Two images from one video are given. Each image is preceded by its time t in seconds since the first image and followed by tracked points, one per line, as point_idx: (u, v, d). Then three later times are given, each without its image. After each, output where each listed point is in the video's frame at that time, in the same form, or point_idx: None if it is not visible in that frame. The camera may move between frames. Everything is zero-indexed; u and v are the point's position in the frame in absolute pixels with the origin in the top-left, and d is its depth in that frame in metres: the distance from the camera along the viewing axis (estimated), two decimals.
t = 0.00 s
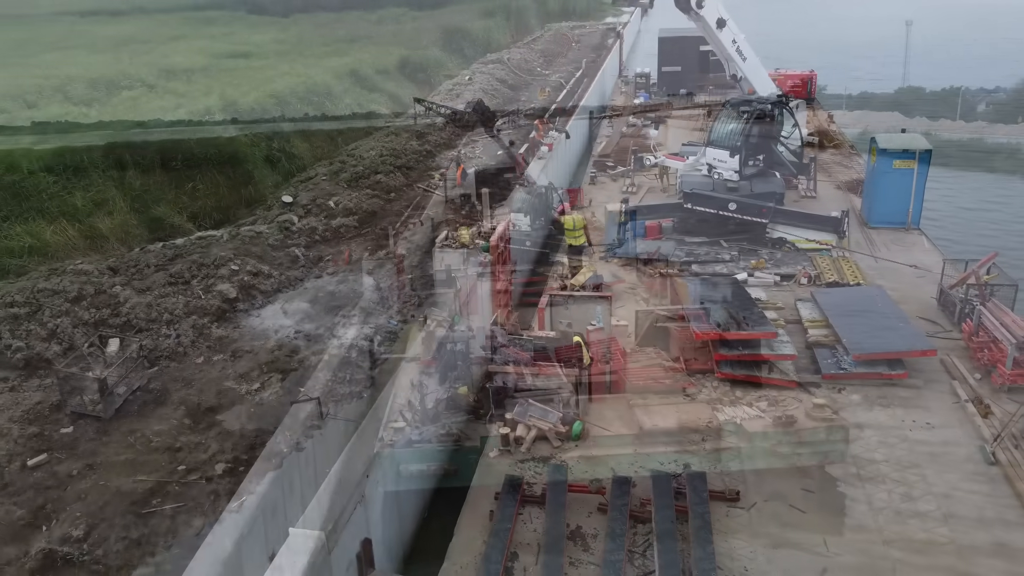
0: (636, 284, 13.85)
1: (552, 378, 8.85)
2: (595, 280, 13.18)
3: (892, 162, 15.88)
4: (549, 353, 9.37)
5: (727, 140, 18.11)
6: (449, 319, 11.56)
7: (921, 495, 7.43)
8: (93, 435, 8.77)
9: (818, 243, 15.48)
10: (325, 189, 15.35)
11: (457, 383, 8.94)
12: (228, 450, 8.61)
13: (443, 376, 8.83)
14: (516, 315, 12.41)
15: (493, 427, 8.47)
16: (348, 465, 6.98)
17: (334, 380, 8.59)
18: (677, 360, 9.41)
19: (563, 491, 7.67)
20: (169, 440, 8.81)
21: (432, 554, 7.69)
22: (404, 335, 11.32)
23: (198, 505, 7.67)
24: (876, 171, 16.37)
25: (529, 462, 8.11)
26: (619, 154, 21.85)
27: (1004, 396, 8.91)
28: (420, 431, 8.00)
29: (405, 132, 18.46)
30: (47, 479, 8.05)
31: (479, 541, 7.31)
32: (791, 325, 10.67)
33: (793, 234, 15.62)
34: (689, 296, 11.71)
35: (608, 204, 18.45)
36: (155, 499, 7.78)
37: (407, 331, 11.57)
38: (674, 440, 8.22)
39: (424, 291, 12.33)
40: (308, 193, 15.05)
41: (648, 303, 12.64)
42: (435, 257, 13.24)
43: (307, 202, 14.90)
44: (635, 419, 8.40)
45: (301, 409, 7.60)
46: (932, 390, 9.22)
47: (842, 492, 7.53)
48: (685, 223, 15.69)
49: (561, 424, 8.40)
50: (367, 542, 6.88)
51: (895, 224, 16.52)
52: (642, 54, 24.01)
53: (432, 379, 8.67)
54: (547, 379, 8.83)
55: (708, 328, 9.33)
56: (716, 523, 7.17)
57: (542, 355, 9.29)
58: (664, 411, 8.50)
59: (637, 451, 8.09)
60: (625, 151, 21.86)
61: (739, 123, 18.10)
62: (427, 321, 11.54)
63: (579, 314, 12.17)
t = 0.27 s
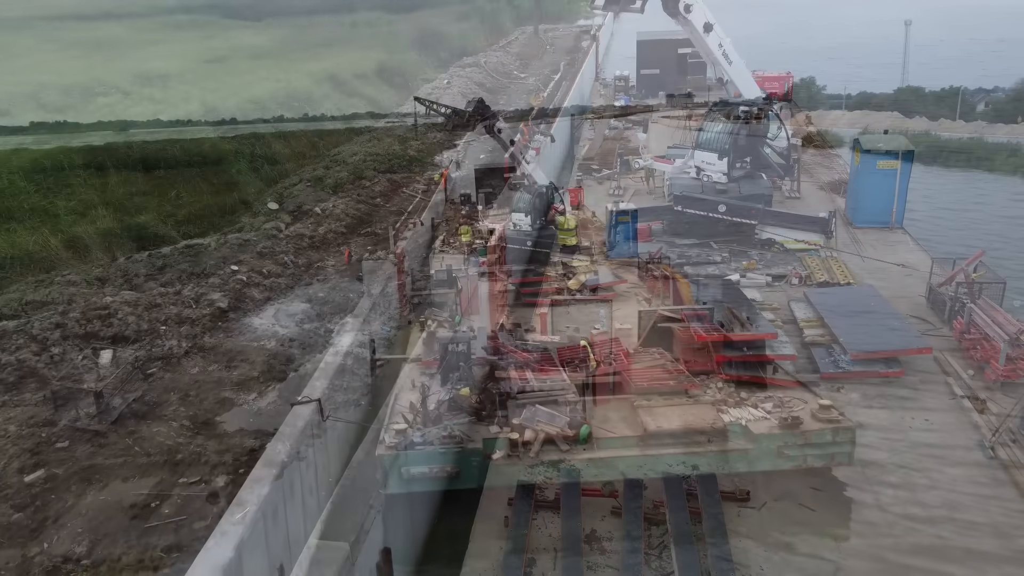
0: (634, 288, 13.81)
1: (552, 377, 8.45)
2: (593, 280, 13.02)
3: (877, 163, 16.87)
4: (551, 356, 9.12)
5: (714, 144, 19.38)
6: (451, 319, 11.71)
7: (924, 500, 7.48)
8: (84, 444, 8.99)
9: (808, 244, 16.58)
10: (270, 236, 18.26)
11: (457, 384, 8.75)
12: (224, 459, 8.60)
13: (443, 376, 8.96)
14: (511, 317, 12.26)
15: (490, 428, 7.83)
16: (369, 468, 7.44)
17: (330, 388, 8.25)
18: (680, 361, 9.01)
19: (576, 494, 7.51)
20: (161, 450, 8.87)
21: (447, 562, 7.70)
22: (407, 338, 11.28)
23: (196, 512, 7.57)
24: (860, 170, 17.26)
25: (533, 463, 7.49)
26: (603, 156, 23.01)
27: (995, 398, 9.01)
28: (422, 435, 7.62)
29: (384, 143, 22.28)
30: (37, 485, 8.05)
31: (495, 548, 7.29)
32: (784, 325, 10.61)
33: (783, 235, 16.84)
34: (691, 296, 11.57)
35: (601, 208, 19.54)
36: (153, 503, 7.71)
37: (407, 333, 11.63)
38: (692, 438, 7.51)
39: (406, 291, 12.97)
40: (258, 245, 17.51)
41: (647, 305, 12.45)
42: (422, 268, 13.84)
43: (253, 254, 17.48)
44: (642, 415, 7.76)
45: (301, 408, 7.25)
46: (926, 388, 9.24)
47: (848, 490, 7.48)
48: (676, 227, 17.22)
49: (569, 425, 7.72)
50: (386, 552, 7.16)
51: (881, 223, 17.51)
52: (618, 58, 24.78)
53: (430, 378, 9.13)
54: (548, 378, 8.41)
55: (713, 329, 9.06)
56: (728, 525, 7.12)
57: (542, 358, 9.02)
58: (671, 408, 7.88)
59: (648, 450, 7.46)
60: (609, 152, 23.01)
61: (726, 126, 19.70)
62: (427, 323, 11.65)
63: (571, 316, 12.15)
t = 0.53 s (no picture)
0: (637, 287, 13.68)
1: (561, 379, 8.21)
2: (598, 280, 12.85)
3: (876, 165, 18.46)
4: (559, 359, 8.91)
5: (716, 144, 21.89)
6: (454, 319, 11.47)
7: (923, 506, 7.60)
8: (77, 448, 8.70)
9: (807, 245, 17.38)
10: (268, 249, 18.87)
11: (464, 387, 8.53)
12: (222, 463, 8.34)
13: (448, 379, 8.84)
14: (511, 313, 12.11)
15: (492, 430, 7.57)
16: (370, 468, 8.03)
17: (332, 375, 7.72)
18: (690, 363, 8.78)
19: (576, 496, 7.16)
20: (157, 454, 8.60)
21: (443, 566, 7.31)
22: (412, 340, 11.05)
23: (195, 517, 7.33)
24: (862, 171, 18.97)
25: (536, 463, 7.09)
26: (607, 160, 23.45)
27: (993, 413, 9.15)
28: (427, 439, 7.33)
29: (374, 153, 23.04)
30: (28, 492, 7.71)
31: (494, 550, 7.01)
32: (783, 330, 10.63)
33: (785, 236, 17.79)
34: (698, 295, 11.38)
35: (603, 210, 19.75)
36: (148, 510, 7.43)
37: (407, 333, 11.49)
38: (704, 442, 7.24)
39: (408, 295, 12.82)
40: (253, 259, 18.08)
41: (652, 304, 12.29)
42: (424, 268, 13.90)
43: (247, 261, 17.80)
44: (653, 417, 7.48)
45: (306, 408, 6.73)
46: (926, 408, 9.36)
47: (859, 495, 7.53)
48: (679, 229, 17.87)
49: (578, 428, 7.38)
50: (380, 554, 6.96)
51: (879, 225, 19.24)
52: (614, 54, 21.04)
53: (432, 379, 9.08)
54: (556, 380, 8.18)
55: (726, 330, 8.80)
56: (731, 530, 7.00)
57: (549, 360, 8.80)
58: (685, 409, 7.57)
59: (660, 454, 7.15)
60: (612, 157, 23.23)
61: (727, 128, 21.28)
62: (429, 323, 11.41)
63: (571, 314, 12.06)
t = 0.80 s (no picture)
0: (642, 286, 13.45)
1: (570, 380, 7.94)
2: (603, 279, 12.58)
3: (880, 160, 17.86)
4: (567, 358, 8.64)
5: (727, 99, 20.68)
6: (457, 319, 11.17)
7: (938, 502, 7.37)
8: (69, 453, 8.41)
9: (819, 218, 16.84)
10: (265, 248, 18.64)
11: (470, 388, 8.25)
12: (220, 467, 8.06)
13: (453, 380, 8.58)
14: (515, 314, 11.88)
15: (498, 434, 7.27)
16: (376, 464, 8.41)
17: (335, 373, 7.39)
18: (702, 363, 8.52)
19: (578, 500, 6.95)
20: (151, 458, 8.31)
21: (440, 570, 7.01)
22: (415, 339, 10.76)
23: (192, 523, 7.06)
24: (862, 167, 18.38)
25: (543, 467, 6.80)
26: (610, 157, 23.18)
27: (1007, 414, 8.99)
28: (433, 443, 7.02)
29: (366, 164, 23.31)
30: (18, 498, 7.40)
31: (496, 551, 6.74)
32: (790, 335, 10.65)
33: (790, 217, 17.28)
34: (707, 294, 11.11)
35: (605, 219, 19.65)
36: (144, 517, 7.14)
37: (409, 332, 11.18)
38: (719, 445, 6.99)
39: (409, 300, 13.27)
40: (251, 257, 17.83)
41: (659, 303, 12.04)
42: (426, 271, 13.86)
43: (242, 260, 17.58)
44: (666, 419, 7.23)
45: (306, 411, 6.44)
46: (939, 409, 9.21)
47: (875, 497, 7.37)
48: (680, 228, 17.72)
49: (589, 430, 7.12)
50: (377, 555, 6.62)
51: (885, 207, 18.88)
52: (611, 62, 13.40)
53: (436, 380, 8.84)
54: (565, 381, 7.91)
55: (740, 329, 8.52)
56: (736, 530, 6.87)
57: (558, 360, 8.51)
58: (699, 410, 7.31)
59: (674, 458, 6.92)
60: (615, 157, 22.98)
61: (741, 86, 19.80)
62: (430, 322, 11.13)
63: (575, 314, 11.85)
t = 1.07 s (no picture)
0: (647, 284, 13.14)
1: (580, 381, 7.65)
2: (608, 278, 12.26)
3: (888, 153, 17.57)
4: (576, 359, 8.34)
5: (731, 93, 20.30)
6: (459, 318, 10.87)
7: (965, 500, 7.07)
8: (59, 457, 8.10)
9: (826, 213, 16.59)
10: (260, 246, 18.31)
11: (476, 390, 7.97)
12: (216, 472, 7.75)
13: (457, 381, 8.29)
14: (518, 315, 11.58)
15: (507, 437, 7.00)
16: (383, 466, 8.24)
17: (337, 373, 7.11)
18: (716, 363, 8.23)
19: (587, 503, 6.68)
20: (145, 463, 8.00)
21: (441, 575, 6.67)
22: (417, 339, 10.46)
23: (186, 532, 6.76)
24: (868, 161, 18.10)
25: (555, 473, 6.54)
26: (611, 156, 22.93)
27: None
28: (440, 447, 6.75)
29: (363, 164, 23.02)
30: (6, 505, 7.08)
31: (501, 554, 6.41)
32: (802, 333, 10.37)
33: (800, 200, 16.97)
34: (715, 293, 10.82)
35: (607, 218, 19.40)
36: (137, 526, 6.84)
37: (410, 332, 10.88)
38: (737, 448, 6.72)
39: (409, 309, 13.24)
40: (246, 256, 17.51)
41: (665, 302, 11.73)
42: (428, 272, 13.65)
43: (238, 259, 17.26)
44: (682, 420, 6.94)
45: (308, 414, 6.15)
46: (959, 403, 8.90)
47: (902, 497, 7.05)
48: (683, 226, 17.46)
49: (601, 432, 6.82)
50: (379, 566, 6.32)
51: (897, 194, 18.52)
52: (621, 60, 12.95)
53: (440, 381, 8.56)
54: (576, 382, 7.62)
55: (754, 328, 8.24)
56: (751, 530, 6.56)
57: (566, 360, 8.21)
58: (716, 412, 7.04)
59: (692, 461, 6.63)
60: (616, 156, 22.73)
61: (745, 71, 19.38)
62: (432, 320, 10.84)
63: (581, 314, 11.56)
